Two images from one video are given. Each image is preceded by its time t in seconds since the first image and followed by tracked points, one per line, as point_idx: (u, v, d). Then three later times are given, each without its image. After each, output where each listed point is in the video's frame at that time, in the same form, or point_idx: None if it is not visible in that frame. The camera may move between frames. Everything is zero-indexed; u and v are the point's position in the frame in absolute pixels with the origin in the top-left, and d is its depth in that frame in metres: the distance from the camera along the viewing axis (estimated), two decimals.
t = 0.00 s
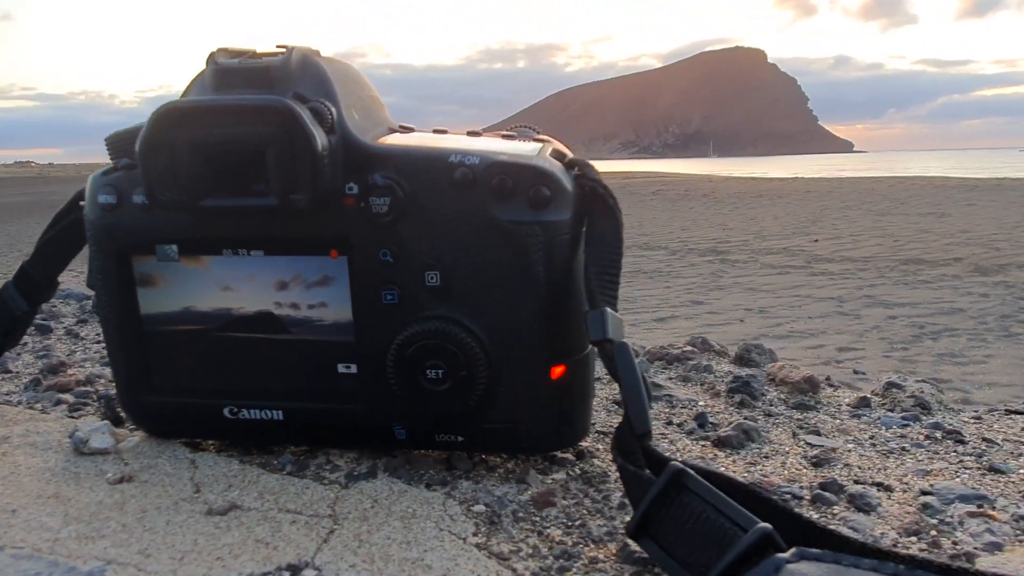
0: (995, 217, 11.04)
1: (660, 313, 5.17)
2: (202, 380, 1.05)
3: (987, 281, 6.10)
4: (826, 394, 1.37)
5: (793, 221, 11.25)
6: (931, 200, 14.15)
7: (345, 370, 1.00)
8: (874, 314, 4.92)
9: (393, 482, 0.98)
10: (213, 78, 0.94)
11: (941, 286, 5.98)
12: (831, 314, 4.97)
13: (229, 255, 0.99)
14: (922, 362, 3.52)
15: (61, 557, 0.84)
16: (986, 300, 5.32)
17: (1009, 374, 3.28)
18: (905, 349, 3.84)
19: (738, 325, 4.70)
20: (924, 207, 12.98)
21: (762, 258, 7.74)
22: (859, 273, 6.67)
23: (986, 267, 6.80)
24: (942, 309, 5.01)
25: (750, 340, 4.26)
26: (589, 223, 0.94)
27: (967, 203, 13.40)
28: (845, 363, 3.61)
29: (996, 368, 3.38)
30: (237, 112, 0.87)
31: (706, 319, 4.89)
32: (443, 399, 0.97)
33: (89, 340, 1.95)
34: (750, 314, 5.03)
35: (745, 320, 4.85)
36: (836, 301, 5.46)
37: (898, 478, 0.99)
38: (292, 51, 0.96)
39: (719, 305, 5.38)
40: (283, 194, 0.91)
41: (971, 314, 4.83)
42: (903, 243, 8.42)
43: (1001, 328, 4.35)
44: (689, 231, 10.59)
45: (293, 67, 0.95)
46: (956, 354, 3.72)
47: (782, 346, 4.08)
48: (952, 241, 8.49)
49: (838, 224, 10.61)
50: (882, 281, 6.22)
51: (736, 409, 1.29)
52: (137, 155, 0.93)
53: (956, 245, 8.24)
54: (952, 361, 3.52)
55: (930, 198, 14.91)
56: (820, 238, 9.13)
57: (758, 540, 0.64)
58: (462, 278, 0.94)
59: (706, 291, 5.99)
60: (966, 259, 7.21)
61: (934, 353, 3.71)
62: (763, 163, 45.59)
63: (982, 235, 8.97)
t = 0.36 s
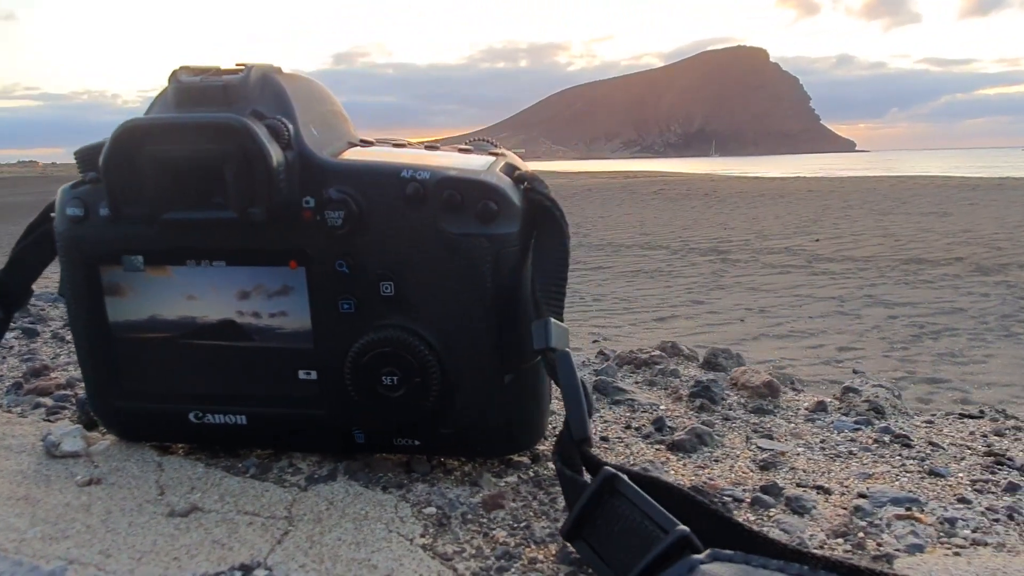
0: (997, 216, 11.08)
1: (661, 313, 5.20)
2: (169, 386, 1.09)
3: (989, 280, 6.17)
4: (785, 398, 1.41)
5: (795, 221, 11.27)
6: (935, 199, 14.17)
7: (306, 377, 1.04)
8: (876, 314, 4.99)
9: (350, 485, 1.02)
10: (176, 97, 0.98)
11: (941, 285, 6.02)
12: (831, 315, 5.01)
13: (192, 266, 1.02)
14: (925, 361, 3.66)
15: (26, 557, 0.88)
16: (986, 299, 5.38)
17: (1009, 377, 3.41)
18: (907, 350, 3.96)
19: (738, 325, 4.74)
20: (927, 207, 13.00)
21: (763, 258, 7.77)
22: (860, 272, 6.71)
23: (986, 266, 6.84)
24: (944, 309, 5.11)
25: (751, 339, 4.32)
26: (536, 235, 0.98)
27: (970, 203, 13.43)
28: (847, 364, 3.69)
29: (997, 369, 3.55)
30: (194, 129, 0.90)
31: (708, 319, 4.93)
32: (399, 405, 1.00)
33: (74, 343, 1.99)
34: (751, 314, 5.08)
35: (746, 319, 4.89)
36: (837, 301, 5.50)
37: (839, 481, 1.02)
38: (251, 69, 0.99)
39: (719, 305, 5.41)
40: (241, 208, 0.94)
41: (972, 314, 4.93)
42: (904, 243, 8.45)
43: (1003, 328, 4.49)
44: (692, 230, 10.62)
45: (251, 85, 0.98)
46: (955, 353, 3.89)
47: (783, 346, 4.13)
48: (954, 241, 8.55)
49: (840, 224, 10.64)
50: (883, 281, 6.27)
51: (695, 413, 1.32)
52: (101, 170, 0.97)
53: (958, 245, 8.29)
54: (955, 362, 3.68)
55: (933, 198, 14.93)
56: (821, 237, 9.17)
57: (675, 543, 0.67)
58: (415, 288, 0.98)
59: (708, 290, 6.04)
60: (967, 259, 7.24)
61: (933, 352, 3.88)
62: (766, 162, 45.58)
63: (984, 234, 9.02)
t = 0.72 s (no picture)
0: (994, 216, 11.11)
1: (657, 313, 5.23)
2: (138, 376, 1.12)
3: (985, 279, 6.21)
4: (748, 390, 1.44)
5: (792, 220, 11.30)
6: (932, 199, 14.20)
7: (271, 366, 1.07)
8: (872, 313, 5.03)
9: (313, 470, 1.05)
10: (142, 96, 1.01)
11: (937, 284, 6.06)
12: (825, 314, 5.04)
13: (160, 259, 1.05)
14: (921, 360, 3.72)
15: None
16: (982, 299, 5.42)
17: (1004, 376, 3.48)
18: (903, 348, 4.02)
19: (734, 324, 4.76)
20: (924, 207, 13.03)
21: (760, 257, 7.80)
22: (857, 272, 6.74)
23: (981, 266, 6.87)
24: (939, 308, 5.16)
25: (748, 337, 4.37)
26: (492, 229, 1.01)
27: (967, 203, 13.46)
28: (843, 363, 3.73)
29: (991, 366, 3.64)
30: (156, 125, 0.93)
31: (705, 318, 4.96)
32: (359, 393, 1.03)
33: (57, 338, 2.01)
34: (748, 313, 5.11)
35: (741, 318, 4.92)
36: (832, 300, 5.54)
37: (787, 466, 1.06)
38: (216, 67, 1.03)
39: (715, 304, 5.44)
40: (204, 202, 0.97)
41: (967, 313, 4.98)
42: (900, 242, 8.48)
43: (999, 326, 4.56)
44: (690, 229, 10.64)
45: (216, 83, 1.01)
46: (951, 353, 3.94)
47: (779, 345, 4.17)
48: (951, 241, 8.58)
49: (838, 223, 10.67)
50: (879, 280, 6.30)
51: (659, 403, 1.36)
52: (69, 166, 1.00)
53: (956, 245, 8.32)
54: (950, 361, 3.75)
55: (930, 197, 14.97)
56: (819, 237, 9.20)
57: (606, 520, 0.71)
58: (374, 281, 1.01)
59: (706, 289, 6.08)
60: (963, 259, 7.27)
61: (930, 351, 3.92)
62: (764, 162, 45.62)
63: (980, 234, 9.07)
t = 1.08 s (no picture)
0: (983, 216, 11.22)
1: (648, 312, 5.29)
2: (100, 375, 1.16)
3: (973, 279, 6.28)
4: (702, 387, 1.49)
5: (783, 220, 11.38)
6: (923, 199, 14.31)
7: (228, 365, 1.10)
8: (861, 313, 5.10)
9: (269, 466, 1.09)
10: (100, 103, 1.05)
11: (925, 284, 6.13)
12: (814, 313, 5.11)
13: (119, 261, 1.09)
14: (907, 359, 3.79)
15: None
16: (969, 298, 5.50)
17: (988, 375, 3.54)
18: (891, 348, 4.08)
19: (723, 324, 4.82)
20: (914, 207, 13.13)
21: (751, 257, 7.87)
22: (847, 271, 6.81)
23: (969, 266, 6.95)
24: (927, 307, 5.23)
25: (738, 336, 4.43)
26: (441, 232, 1.05)
27: (957, 203, 13.57)
28: (831, 362, 3.79)
29: (977, 365, 3.70)
30: (111, 132, 0.97)
31: (695, 318, 5.02)
32: (312, 390, 1.06)
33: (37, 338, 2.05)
34: (738, 313, 5.18)
35: (732, 318, 4.99)
36: (821, 300, 5.60)
37: (725, 460, 1.10)
38: (172, 76, 1.06)
39: (705, 304, 5.51)
40: (160, 206, 1.01)
41: (954, 312, 5.06)
42: (890, 242, 8.56)
43: (986, 326, 4.63)
44: (682, 228, 10.72)
45: (173, 91, 1.05)
46: (939, 352, 4.01)
47: (768, 345, 4.23)
48: (939, 240, 8.68)
49: (828, 223, 10.75)
50: (867, 280, 6.37)
51: (613, 401, 1.40)
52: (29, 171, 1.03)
53: (946, 244, 8.41)
54: (937, 360, 3.81)
55: (920, 197, 15.10)
56: (810, 237, 9.27)
57: (530, 509, 0.74)
58: (326, 282, 1.05)
59: (697, 288, 6.15)
60: (951, 258, 7.35)
61: (917, 351, 4.00)
62: (757, 162, 45.80)
63: (969, 234, 9.18)
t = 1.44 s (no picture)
0: (959, 217, 11.45)
1: (627, 312, 5.38)
2: (43, 388, 1.18)
3: (948, 279, 6.42)
4: (640, 396, 1.54)
5: (763, 220, 11.53)
6: (901, 199, 14.55)
7: (168, 379, 1.14)
8: (837, 312, 5.21)
9: (207, 477, 1.12)
10: (40, 124, 1.07)
11: (901, 284, 6.24)
12: (792, 313, 5.20)
13: (61, 278, 1.12)
14: (882, 358, 3.91)
15: None
16: (944, 298, 5.62)
17: (960, 373, 3.66)
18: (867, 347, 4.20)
19: (702, 324, 4.90)
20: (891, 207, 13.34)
21: (731, 257, 7.99)
22: (825, 271, 6.94)
23: (943, 266, 7.10)
24: (902, 306, 5.36)
25: (717, 336, 4.54)
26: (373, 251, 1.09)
27: (934, 203, 13.82)
28: (807, 362, 3.91)
29: (949, 364, 3.83)
30: (47, 155, 0.99)
31: (674, 317, 5.12)
32: (248, 404, 1.10)
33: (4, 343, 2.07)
34: (717, 313, 5.28)
35: (711, 318, 5.08)
36: (799, 300, 5.71)
37: (647, 469, 1.15)
38: (111, 98, 1.09)
39: (684, 304, 5.59)
40: (97, 226, 1.04)
41: (929, 311, 5.17)
42: (867, 242, 8.72)
43: (958, 325, 4.74)
44: (664, 228, 10.84)
45: (112, 113, 1.08)
46: (913, 351, 4.13)
47: (747, 345, 4.34)
48: (915, 241, 8.79)
49: (806, 223, 10.92)
50: (845, 280, 6.46)
51: (552, 409, 1.45)
52: None
53: (923, 244, 8.58)
54: (911, 360, 3.93)
55: (899, 198, 15.29)
56: (790, 237, 9.42)
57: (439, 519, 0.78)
58: (261, 299, 1.08)
59: (677, 288, 6.25)
60: (927, 258, 7.51)
61: (892, 350, 4.13)
62: (738, 162, 46.23)
63: (945, 235, 9.33)
